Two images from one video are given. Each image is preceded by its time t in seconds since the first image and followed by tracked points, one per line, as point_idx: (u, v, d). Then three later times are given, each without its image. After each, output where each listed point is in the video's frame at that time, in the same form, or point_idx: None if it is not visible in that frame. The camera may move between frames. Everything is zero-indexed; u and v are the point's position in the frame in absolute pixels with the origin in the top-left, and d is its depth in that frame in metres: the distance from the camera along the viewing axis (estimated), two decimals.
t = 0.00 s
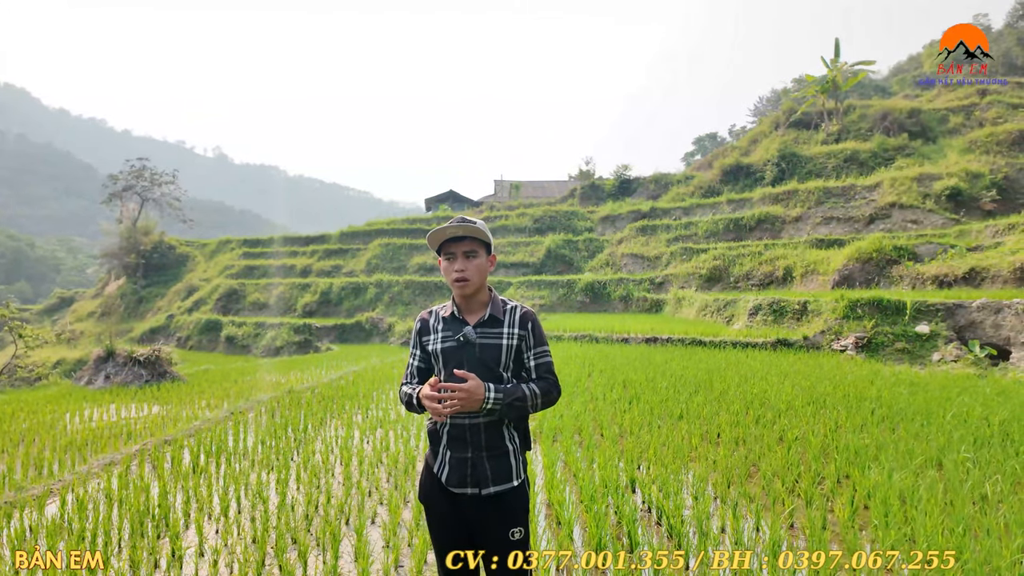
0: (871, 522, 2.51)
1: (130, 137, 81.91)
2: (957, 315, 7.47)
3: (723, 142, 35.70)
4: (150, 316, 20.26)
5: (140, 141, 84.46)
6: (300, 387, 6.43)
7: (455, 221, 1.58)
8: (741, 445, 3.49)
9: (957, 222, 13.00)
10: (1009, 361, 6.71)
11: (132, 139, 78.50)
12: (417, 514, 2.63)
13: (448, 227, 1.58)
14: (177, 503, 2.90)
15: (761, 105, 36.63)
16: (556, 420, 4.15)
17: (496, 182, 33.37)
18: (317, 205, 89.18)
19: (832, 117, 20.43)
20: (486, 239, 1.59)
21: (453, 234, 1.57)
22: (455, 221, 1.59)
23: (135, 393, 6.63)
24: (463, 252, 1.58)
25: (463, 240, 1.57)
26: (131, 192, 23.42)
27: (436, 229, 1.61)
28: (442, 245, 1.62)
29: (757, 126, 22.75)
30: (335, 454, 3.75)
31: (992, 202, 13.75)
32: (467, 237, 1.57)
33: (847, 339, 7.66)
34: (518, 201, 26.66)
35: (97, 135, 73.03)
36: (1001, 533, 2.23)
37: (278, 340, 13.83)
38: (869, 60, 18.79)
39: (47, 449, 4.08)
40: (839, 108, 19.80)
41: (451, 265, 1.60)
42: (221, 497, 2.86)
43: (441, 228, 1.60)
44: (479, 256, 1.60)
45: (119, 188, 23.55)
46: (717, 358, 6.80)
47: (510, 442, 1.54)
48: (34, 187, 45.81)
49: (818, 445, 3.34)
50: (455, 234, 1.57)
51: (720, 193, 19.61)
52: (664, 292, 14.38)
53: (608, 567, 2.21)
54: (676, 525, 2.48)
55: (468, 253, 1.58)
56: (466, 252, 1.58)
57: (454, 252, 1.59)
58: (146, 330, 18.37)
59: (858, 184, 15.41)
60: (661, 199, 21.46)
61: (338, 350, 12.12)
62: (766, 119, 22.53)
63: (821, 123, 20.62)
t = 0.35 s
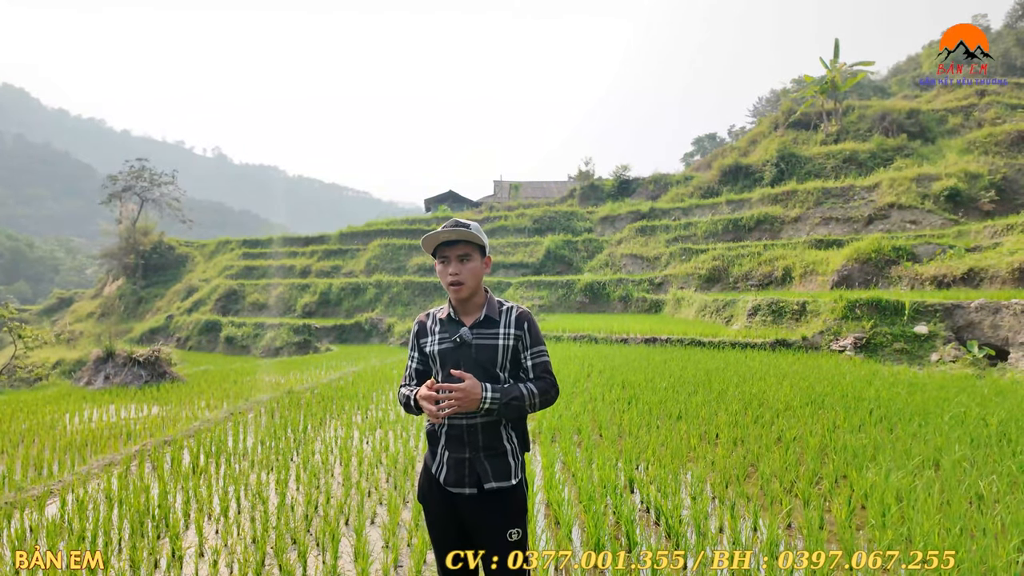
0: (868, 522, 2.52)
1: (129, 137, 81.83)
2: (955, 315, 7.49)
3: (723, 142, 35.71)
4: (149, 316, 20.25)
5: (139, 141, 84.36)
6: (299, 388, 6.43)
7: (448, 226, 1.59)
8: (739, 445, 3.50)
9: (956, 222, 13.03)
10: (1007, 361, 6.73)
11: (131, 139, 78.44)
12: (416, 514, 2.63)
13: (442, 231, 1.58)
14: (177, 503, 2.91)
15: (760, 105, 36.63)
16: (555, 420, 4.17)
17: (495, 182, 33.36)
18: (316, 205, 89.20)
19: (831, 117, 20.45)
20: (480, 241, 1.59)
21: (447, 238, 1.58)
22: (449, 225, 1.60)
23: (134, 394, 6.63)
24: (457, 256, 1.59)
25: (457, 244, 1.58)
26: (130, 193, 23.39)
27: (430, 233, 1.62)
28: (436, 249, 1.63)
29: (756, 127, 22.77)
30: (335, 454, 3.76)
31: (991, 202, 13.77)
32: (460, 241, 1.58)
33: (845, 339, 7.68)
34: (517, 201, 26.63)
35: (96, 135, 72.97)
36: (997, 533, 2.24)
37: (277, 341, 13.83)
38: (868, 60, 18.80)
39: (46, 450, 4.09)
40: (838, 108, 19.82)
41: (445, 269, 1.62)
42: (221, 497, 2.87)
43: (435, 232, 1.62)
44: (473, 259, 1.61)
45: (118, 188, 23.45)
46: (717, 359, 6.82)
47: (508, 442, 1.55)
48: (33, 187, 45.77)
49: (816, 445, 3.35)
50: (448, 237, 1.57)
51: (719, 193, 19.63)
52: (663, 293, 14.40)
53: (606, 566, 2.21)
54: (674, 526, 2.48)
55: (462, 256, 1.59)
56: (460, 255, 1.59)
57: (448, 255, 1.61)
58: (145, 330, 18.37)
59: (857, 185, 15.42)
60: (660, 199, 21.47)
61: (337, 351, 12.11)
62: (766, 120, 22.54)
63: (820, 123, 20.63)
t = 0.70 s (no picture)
0: (870, 521, 2.51)
1: (129, 137, 81.83)
2: (956, 315, 7.49)
3: (723, 143, 35.70)
4: (149, 316, 20.24)
5: (138, 141, 84.33)
6: (299, 388, 6.42)
7: (447, 219, 1.60)
8: (740, 445, 3.49)
9: (956, 222, 13.03)
10: (1008, 361, 6.72)
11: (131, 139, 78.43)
12: (417, 513, 2.63)
13: (441, 224, 1.59)
14: (178, 503, 2.90)
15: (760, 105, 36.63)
16: (555, 420, 4.16)
17: (495, 182, 33.34)
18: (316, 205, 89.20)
19: (831, 118, 20.45)
20: (479, 235, 1.58)
21: (445, 231, 1.59)
22: (448, 219, 1.61)
23: (134, 393, 6.62)
24: (455, 249, 1.59)
25: (455, 237, 1.59)
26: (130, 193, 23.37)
27: (430, 227, 1.63)
28: (437, 242, 1.64)
29: (757, 127, 22.76)
30: (335, 454, 3.76)
31: (991, 202, 13.77)
32: (458, 234, 1.58)
33: (846, 339, 7.68)
34: (517, 202, 26.60)
35: (96, 135, 72.93)
36: (999, 533, 2.24)
37: (277, 341, 13.82)
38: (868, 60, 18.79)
39: (46, 449, 4.07)
40: (838, 108, 19.81)
41: (444, 263, 1.62)
42: (221, 497, 2.86)
43: (434, 226, 1.63)
44: (472, 254, 1.60)
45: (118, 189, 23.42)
46: (717, 358, 6.81)
47: (513, 438, 1.55)
48: (33, 187, 45.75)
49: (817, 444, 3.34)
50: (446, 230, 1.58)
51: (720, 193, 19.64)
52: (663, 293, 14.39)
53: (607, 565, 2.21)
54: (676, 524, 2.48)
55: (460, 250, 1.59)
56: (459, 248, 1.59)
57: (447, 249, 1.61)
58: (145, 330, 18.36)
59: (857, 185, 15.41)
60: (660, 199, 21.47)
61: (337, 351, 12.10)
62: (766, 120, 22.53)
63: (820, 123, 20.63)
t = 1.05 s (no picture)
0: (872, 521, 2.50)
1: (129, 137, 81.75)
2: (956, 315, 7.48)
3: (723, 143, 35.69)
4: (149, 316, 20.23)
5: (138, 141, 84.30)
6: (299, 388, 6.42)
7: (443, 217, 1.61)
8: (741, 444, 3.48)
9: (956, 222, 13.04)
10: (1009, 361, 6.72)
11: (131, 140, 78.38)
12: (418, 513, 2.62)
13: (437, 222, 1.60)
14: (178, 502, 2.89)
15: (760, 105, 36.61)
16: (555, 419, 4.16)
17: (495, 182, 33.31)
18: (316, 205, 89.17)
19: (831, 117, 20.46)
20: (476, 232, 1.57)
21: (441, 228, 1.60)
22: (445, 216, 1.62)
23: (133, 394, 6.59)
24: (451, 247, 1.60)
25: (451, 234, 1.59)
26: (130, 193, 23.35)
27: (428, 225, 1.65)
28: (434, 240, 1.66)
29: (757, 127, 22.76)
30: (335, 453, 3.75)
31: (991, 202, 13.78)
32: (454, 231, 1.58)
33: (846, 339, 7.67)
34: (517, 202, 26.60)
35: (96, 135, 72.90)
36: (1003, 533, 2.23)
37: (277, 341, 13.81)
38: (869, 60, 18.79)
39: (46, 449, 4.06)
40: (838, 108, 19.81)
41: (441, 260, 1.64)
42: (221, 496, 2.86)
43: (432, 224, 1.64)
44: (468, 250, 1.59)
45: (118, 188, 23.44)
46: (717, 358, 6.81)
47: (513, 438, 1.54)
48: (33, 188, 45.72)
49: (818, 444, 3.34)
50: (442, 228, 1.60)
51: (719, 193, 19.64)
52: (663, 293, 14.39)
53: (608, 565, 2.21)
54: (676, 524, 2.47)
55: (457, 247, 1.59)
56: (455, 246, 1.59)
57: (443, 247, 1.62)
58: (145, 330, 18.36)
59: (857, 185, 15.40)
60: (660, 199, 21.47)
61: (337, 351, 12.08)
62: (766, 120, 22.52)
63: (820, 123, 20.63)
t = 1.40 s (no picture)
0: (871, 522, 2.50)
1: (129, 138, 81.71)
2: (956, 315, 7.48)
3: (722, 143, 35.66)
4: (148, 317, 20.22)
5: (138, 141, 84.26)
6: (298, 388, 6.42)
7: (458, 216, 1.61)
8: (740, 445, 3.49)
9: (955, 223, 13.05)
10: (1008, 362, 6.73)
11: (131, 140, 78.40)
12: (417, 514, 2.62)
13: (453, 220, 1.59)
14: (177, 503, 2.89)
15: (760, 105, 36.62)
16: (555, 420, 4.16)
17: (495, 182, 33.29)
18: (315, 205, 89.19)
19: (830, 118, 20.46)
20: (489, 234, 1.62)
21: (458, 226, 1.59)
22: (458, 216, 1.62)
23: (133, 394, 6.59)
24: (465, 246, 1.59)
25: (467, 233, 1.59)
26: (130, 193, 23.31)
27: (440, 222, 1.62)
28: (444, 239, 1.62)
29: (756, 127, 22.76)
30: (335, 454, 3.75)
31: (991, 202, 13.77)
32: (469, 230, 1.59)
33: (845, 339, 7.68)
34: (517, 202, 26.59)
35: (95, 135, 72.87)
36: (1002, 534, 2.23)
37: (276, 341, 13.79)
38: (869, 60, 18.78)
39: (45, 450, 4.06)
40: (837, 109, 19.82)
41: (453, 259, 1.60)
42: (220, 497, 2.86)
43: (444, 222, 1.62)
44: (481, 251, 1.61)
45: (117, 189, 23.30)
46: (717, 359, 6.81)
47: (511, 440, 1.54)
48: (32, 188, 45.68)
49: (817, 444, 3.35)
50: (459, 226, 1.59)
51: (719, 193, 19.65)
52: (663, 293, 14.40)
53: (607, 566, 2.21)
54: (675, 525, 2.48)
55: (472, 246, 1.59)
56: (470, 245, 1.59)
57: (456, 245, 1.60)
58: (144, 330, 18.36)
59: (857, 185, 15.39)
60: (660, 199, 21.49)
61: (336, 351, 12.07)
62: (766, 120, 22.51)
63: (819, 123, 20.63)
